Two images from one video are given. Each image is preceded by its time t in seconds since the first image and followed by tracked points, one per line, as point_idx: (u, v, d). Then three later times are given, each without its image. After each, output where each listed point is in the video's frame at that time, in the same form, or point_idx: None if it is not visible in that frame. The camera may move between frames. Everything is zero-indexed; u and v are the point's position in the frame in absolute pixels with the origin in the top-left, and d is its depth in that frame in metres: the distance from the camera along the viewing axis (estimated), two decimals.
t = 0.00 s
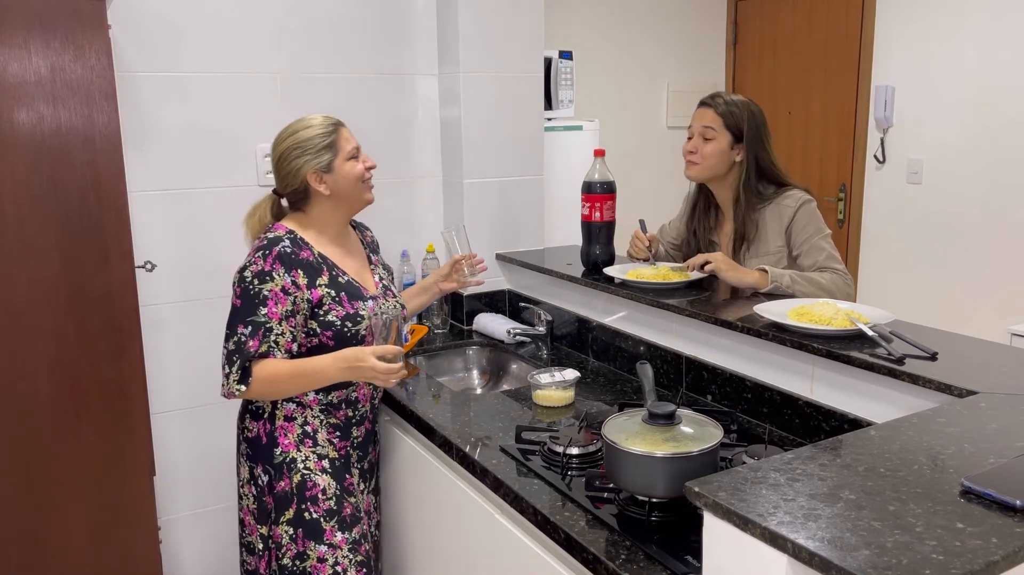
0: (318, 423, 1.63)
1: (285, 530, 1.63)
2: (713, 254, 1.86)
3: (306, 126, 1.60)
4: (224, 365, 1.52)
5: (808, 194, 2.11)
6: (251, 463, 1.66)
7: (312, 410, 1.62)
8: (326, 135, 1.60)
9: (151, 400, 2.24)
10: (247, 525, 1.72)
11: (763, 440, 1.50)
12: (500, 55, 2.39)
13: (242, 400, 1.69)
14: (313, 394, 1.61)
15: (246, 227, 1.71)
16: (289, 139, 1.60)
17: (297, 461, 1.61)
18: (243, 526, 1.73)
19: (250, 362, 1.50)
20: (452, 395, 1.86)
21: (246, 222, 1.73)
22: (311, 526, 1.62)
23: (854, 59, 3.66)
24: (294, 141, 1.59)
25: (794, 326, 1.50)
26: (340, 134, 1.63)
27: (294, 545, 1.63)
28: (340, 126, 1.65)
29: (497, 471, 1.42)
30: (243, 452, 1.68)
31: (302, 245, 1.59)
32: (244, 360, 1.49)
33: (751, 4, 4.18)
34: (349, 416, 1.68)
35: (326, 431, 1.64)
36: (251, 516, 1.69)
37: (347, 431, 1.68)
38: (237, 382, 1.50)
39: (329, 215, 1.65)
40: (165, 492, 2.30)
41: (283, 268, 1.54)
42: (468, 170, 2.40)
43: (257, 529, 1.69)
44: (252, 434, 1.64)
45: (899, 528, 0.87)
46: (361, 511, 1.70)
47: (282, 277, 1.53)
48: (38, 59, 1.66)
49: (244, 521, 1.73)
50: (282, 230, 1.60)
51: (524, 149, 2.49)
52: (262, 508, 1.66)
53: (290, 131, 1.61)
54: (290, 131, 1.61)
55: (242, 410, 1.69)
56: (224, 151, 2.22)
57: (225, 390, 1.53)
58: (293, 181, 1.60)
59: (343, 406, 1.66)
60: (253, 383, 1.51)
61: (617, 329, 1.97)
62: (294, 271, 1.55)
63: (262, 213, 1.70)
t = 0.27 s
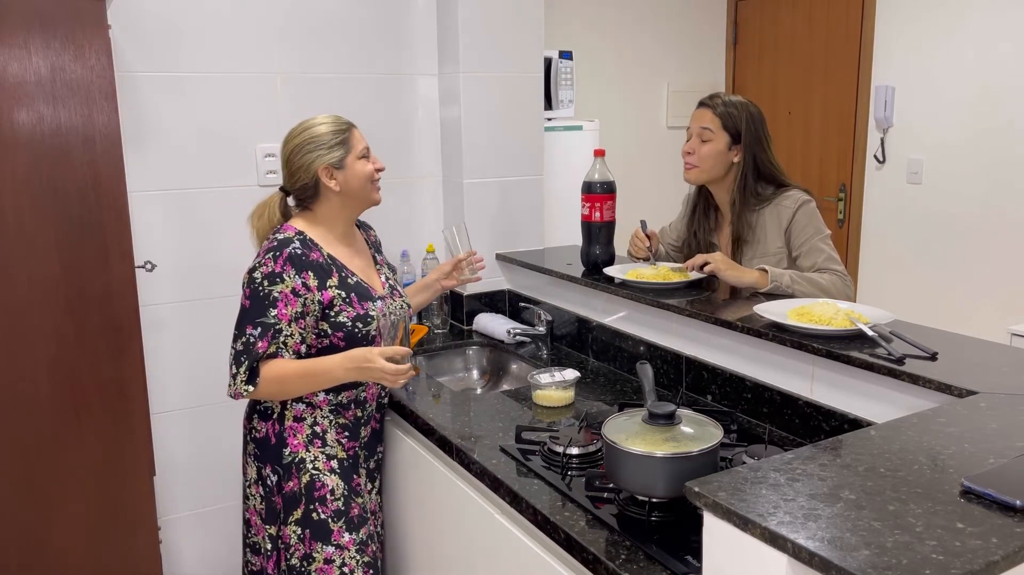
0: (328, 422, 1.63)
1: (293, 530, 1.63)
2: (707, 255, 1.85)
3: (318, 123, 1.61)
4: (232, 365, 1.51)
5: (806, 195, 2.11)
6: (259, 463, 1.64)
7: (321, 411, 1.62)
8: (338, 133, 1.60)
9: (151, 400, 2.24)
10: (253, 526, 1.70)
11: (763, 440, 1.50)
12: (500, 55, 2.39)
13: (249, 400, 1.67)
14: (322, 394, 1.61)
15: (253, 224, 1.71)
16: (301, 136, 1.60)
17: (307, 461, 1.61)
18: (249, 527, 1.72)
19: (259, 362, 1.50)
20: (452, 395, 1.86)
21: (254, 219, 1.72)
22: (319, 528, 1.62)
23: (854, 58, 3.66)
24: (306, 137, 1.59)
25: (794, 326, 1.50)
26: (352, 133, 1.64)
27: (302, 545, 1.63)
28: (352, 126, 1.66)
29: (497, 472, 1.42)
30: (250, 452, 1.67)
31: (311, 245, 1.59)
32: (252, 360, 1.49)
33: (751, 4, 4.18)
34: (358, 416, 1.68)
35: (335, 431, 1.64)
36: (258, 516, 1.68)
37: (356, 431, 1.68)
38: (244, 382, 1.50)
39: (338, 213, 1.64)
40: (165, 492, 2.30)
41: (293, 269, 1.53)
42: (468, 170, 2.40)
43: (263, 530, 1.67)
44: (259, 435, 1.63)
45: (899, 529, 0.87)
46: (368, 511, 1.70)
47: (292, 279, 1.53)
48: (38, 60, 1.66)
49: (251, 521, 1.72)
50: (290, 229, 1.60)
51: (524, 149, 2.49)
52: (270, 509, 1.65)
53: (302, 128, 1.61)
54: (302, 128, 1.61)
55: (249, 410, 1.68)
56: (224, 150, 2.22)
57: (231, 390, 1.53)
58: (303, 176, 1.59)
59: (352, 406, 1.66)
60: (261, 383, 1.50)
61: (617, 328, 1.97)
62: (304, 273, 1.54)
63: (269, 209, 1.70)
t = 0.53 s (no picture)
0: (328, 422, 1.63)
1: (293, 531, 1.63)
2: (708, 256, 1.86)
3: (324, 124, 1.61)
4: (235, 363, 1.50)
5: (805, 194, 2.11)
6: (259, 464, 1.65)
7: (322, 410, 1.62)
8: (343, 137, 1.60)
9: (151, 400, 2.24)
10: (253, 527, 1.71)
11: (763, 440, 1.50)
12: (500, 54, 2.39)
13: (248, 400, 1.68)
14: (323, 393, 1.61)
15: (252, 216, 1.71)
16: (305, 135, 1.60)
17: (307, 461, 1.60)
18: (249, 528, 1.72)
19: (262, 358, 1.49)
20: (451, 395, 1.86)
21: (253, 211, 1.73)
22: (319, 528, 1.62)
23: (854, 58, 3.66)
24: (310, 137, 1.59)
25: (794, 326, 1.50)
26: (358, 137, 1.63)
27: (302, 547, 1.63)
28: (358, 130, 1.66)
29: (497, 472, 1.42)
30: (251, 452, 1.67)
31: (311, 243, 1.59)
32: (256, 354, 1.48)
33: (751, 4, 4.18)
34: (359, 415, 1.68)
35: (336, 431, 1.64)
36: (259, 517, 1.68)
37: (357, 430, 1.68)
38: (248, 378, 1.49)
39: (336, 214, 1.64)
40: (165, 492, 2.30)
41: (295, 265, 1.53)
42: (468, 170, 2.40)
43: (264, 531, 1.68)
44: (260, 435, 1.63)
45: (899, 528, 0.87)
46: (369, 511, 1.70)
47: (294, 275, 1.53)
48: (38, 60, 1.66)
49: (251, 522, 1.72)
50: (289, 227, 1.60)
51: (524, 149, 2.49)
52: (271, 509, 1.65)
53: (307, 127, 1.61)
54: (307, 127, 1.61)
55: (249, 410, 1.68)
56: (223, 150, 2.22)
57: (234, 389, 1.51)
58: (304, 175, 1.59)
59: (353, 405, 1.66)
60: (265, 379, 1.49)
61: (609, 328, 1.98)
62: (306, 269, 1.54)
63: (269, 202, 1.70)
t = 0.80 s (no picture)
0: (335, 421, 1.62)
1: (298, 532, 1.63)
2: (709, 256, 1.87)
3: (325, 124, 1.60)
4: (254, 361, 1.48)
5: (804, 194, 2.11)
6: (265, 466, 1.63)
7: (329, 409, 1.61)
8: (344, 138, 1.60)
9: (151, 400, 2.24)
10: (258, 530, 1.69)
11: (763, 440, 1.50)
12: (500, 54, 2.39)
13: (251, 402, 1.65)
14: (330, 392, 1.60)
15: (249, 212, 1.72)
16: (305, 135, 1.59)
17: (314, 461, 1.60)
18: (254, 532, 1.69)
19: (282, 352, 1.47)
20: (451, 395, 1.86)
21: (250, 206, 1.73)
22: (325, 528, 1.62)
23: (854, 58, 3.66)
24: (310, 136, 1.58)
25: (794, 326, 1.50)
26: (358, 138, 1.63)
27: (307, 548, 1.63)
28: (358, 130, 1.65)
29: (497, 472, 1.42)
30: (254, 455, 1.65)
31: (312, 240, 1.59)
32: (277, 348, 1.47)
33: (751, 4, 4.18)
34: (364, 413, 1.67)
35: (343, 430, 1.63)
36: (265, 519, 1.67)
37: (363, 429, 1.67)
38: (269, 374, 1.47)
39: (335, 214, 1.65)
40: (165, 492, 2.30)
41: (300, 260, 1.53)
42: (468, 170, 2.40)
43: (270, 532, 1.67)
44: (265, 436, 1.62)
45: (899, 529, 0.87)
46: (374, 510, 1.70)
47: (301, 269, 1.53)
48: (38, 60, 1.66)
49: (254, 526, 1.69)
50: (288, 225, 1.60)
51: (524, 149, 2.49)
52: (278, 511, 1.64)
53: (307, 126, 1.60)
54: (307, 126, 1.61)
55: (252, 411, 1.65)
56: (223, 150, 2.22)
57: (256, 389, 1.49)
58: (303, 174, 1.59)
59: (358, 403, 1.66)
60: (286, 372, 1.47)
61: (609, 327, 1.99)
62: (311, 264, 1.54)
63: (267, 199, 1.70)
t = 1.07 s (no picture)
0: (341, 421, 1.62)
1: (302, 532, 1.63)
2: (706, 257, 1.87)
3: (322, 123, 1.60)
4: (262, 363, 1.50)
5: (802, 193, 2.10)
6: (270, 464, 1.63)
7: (336, 409, 1.61)
8: (342, 135, 1.60)
9: (151, 400, 2.24)
10: (265, 528, 1.67)
11: (763, 440, 1.50)
12: (500, 54, 2.39)
13: (257, 401, 1.64)
14: (337, 392, 1.60)
15: (254, 217, 1.71)
16: (304, 135, 1.59)
17: (319, 461, 1.60)
18: (261, 530, 1.68)
19: (288, 353, 1.48)
20: (451, 395, 1.86)
21: (255, 212, 1.73)
22: (329, 528, 1.63)
23: (854, 58, 3.66)
24: (309, 136, 1.58)
25: (794, 326, 1.50)
26: (356, 135, 1.63)
27: (310, 548, 1.63)
28: (356, 127, 1.65)
29: (497, 472, 1.42)
30: (260, 454, 1.64)
31: (321, 241, 1.58)
32: (283, 349, 1.48)
33: (751, 4, 4.18)
34: (371, 413, 1.67)
35: (349, 430, 1.63)
36: (270, 518, 1.66)
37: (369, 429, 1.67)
38: (276, 375, 1.48)
39: (339, 212, 1.65)
40: (165, 492, 2.30)
41: (309, 261, 1.53)
42: (468, 170, 2.40)
43: (277, 531, 1.66)
44: (271, 435, 1.61)
45: (899, 529, 0.87)
46: (377, 510, 1.71)
47: (310, 270, 1.52)
48: (38, 59, 1.66)
49: (261, 525, 1.68)
50: (294, 225, 1.60)
51: (524, 149, 2.49)
52: (283, 509, 1.63)
53: (305, 126, 1.60)
54: (305, 126, 1.61)
55: (258, 408, 1.64)
56: (223, 150, 2.22)
57: (265, 389, 1.51)
58: (305, 175, 1.59)
59: (365, 403, 1.65)
60: (290, 371, 1.48)
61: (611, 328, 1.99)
62: (320, 264, 1.54)
63: (270, 204, 1.70)
